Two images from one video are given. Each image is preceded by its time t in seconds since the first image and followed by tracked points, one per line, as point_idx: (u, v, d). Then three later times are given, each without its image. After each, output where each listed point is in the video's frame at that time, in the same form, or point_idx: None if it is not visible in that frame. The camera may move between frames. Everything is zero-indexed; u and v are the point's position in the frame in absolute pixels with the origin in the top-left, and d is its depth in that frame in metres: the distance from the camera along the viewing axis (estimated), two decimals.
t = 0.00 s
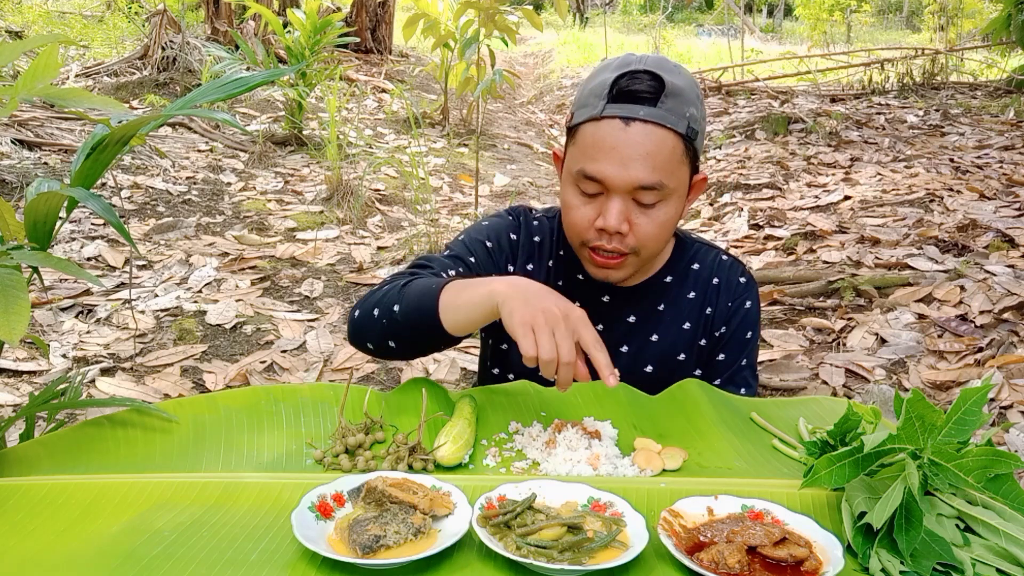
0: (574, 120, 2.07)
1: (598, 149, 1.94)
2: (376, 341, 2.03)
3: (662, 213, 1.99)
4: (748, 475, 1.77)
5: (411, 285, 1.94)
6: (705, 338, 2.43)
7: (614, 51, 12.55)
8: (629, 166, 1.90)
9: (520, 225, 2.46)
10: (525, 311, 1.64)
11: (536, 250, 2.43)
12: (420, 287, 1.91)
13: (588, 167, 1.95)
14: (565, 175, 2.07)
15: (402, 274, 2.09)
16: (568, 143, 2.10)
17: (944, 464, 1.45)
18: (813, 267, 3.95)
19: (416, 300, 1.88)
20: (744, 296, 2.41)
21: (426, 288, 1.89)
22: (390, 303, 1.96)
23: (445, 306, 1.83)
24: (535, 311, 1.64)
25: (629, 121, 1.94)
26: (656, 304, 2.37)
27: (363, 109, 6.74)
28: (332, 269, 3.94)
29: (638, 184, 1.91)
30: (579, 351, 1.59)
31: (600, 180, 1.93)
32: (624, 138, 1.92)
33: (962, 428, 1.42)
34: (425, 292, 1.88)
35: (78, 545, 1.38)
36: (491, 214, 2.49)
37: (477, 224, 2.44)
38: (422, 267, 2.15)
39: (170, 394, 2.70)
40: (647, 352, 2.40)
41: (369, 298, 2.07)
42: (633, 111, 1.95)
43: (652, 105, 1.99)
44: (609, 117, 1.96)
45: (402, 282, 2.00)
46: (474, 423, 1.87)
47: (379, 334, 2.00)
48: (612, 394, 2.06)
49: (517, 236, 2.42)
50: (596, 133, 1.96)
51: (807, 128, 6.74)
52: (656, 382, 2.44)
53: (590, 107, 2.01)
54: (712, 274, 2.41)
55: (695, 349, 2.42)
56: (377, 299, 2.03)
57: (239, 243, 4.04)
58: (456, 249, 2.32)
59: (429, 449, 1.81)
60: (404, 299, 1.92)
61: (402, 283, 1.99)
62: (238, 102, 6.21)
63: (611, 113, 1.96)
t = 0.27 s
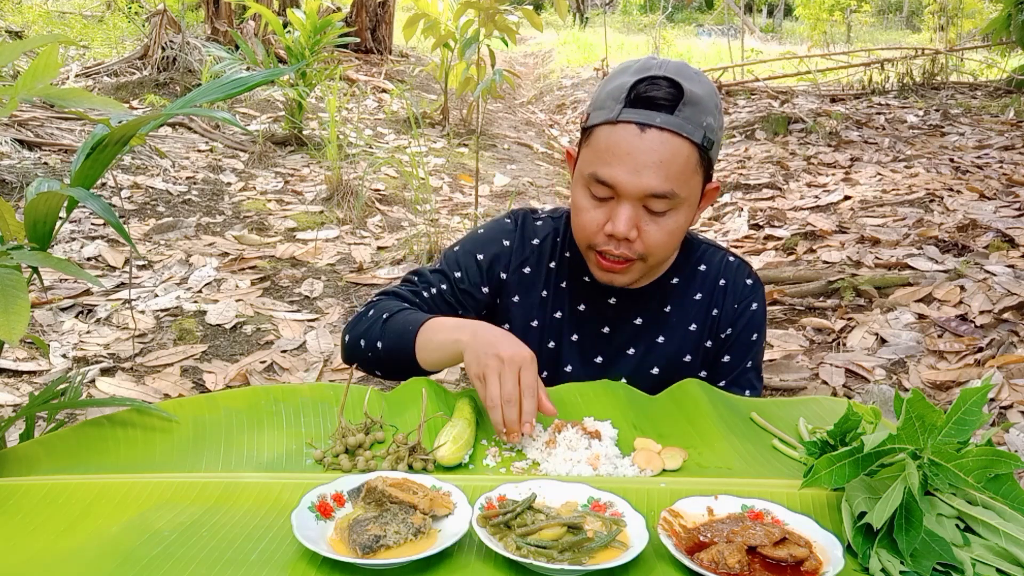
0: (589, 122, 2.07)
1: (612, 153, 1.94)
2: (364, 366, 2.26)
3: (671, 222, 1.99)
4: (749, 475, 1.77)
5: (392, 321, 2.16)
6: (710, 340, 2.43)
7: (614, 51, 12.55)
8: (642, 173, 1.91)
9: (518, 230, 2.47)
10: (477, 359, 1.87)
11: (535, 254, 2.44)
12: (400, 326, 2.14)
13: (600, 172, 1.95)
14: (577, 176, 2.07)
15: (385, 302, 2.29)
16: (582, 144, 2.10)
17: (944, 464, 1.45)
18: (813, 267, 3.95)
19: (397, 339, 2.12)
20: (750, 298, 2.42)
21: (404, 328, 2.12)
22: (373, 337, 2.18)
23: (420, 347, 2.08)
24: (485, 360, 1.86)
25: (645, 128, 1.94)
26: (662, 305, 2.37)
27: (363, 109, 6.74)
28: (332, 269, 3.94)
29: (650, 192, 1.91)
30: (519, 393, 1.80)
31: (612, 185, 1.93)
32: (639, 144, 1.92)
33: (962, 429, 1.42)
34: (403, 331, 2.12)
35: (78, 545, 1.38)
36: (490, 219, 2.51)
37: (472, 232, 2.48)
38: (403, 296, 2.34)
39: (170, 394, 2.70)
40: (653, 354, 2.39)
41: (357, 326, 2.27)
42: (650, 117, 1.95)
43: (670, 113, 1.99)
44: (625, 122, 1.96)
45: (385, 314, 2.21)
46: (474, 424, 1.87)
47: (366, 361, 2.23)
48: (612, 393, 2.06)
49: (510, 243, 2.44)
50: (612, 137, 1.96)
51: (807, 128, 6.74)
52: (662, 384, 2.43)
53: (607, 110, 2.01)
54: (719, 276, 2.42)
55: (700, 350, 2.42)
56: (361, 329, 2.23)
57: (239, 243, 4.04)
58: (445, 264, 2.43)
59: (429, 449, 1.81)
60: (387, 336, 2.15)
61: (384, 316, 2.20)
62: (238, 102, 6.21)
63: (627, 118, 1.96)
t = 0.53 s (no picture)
0: (589, 123, 2.07)
1: (614, 154, 1.94)
2: (368, 377, 2.28)
3: (673, 222, 1.99)
4: (749, 475, 1.77)
5: (396, 332, 2.19)
6: (710, 338, 2.43)
7: (614, 51, 12.55)
8: (644, 174, 1.91)
9: (518, 231, 2.48)
10: (477, 372, 1.93)
11: (534, 255, 2.44)
12: (403, 337, 2.16)
13: (602, 173, 1.95)
14: (578, 178, 2.07)
15: (387, 312, 2.31)
16: (583, 145, 2.10)
17: (944, 464, 1.45)
18: (813, 267, 3.95)
19: (401, 351, 2.14)
20: (749, 297, 2.42)
21: (406, 341, 2.15)
22: (376, 349, 2.20)
23: (422, 362, 2.10)
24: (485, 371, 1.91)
25: (647, 129, 1.94)
26: (662, 303, 2.37)
27: (363, 109, 6.74)
28: (332, 269, 3.94)
29: (652, 193, 1.91)
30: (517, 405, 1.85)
31: (613, 186, 1.93)
32: (640, 145, 1.92)
33: (962, 428, 1.42)
34: (406, 344, 2.14)
35: (78, 545, 1.38)
36: (489, 221, 2.52)
37: (472, 235, 2.49)
38: (406, 304, 2.36)
39: (170, 394, 2.70)
40: (654, 352, 2.39)
41: (361, 335, 2.29)
42: (651, 118, 1.95)
43: (671, 113, 1.99)
44: (627, 123, 1.96)
45: (387, 326, 2.23)
46: (473, 423, 1.87)
47: (370, 372, 2.24)
48: (612, 394, 2.06)
49: (510, 244, 2.45)
50: (613, 138, 1.96)
51: (807, 128, 6.74)
52: (663, 383, 2.42)
53: (608, 111, 2.01)
54: (718, 274, 2.42)
55: (701, 348, 2.42)
56: (365, 340, 2.25)
57: (239, 243, 4.04)
58: (446, 269, 2.45)
59: (429, 449, 1.81)
60: (390, 348, 2.17)
61: (387, 327, 2.22)
62: (238, 102, 6.21)
63: (628, 119, 1.96)
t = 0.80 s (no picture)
0: (591, 125, 2.07)
1: (612, 158, 1.94)
2: (371, 371, 2.27)
3: (670, 227, 1.99)
4: (749, 475, 1.77)
5: (398, 326, 2.18)
6: (711, 337, 2.42)
7: (614, 51, 12.55)
8: (640, 179, 1.91)
9: (522, 226, 2.49)
10: (475, 364, 1.91)
11: (539, 250, 2.44)
12: (404, 331, 2.16)
13: (600, 176, 1.95)
14: (577, 179, 2.07)
15: (392, 306, 2.31)
16: (584, 147, 2.10)
17: (944, 464, 1.45)
18: (813, 267, 3.95)
19: (403, 345, 2.14)
20: (751, 296, 2.42)
21: (407, 334, 2.15)
22: (379, 343, 2.20)
23: (423, 354, 2.10)
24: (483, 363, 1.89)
25: (646, 134, 1.94)
26: (664, 302, 2.37)
27: (363, 109, 6.74)
28: (332, 269, 3.94)
29: (648, 198, 1.91)
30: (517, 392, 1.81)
31: (610, 190, 1.94)
32: (638, 150, 1.92)
33: (962, 428, 1.42)
34: (407, 338, 2.14)
35: (78, 545, 1.38)
36: (493, 217, 2.53)
37: (477, 230, 2.49)
38: (409, 298, 2.36)
39: (170, 394, 2.70)
40: (654, 350, 2.39)
41: (365, 329, 2.29)
42: (650, 124, 1.95)
43: (671, 120, 1.98)
44: (626, 127, 1.96)
45: (391, 320, 2.23)
46: (474, 423, 1.87)
47: (372, 366, 2.24)
48: (612, 394, 2.06)
49: (515, 239, 2.45)
50: (612, 142, 1.96)
51: (807, 128, 6.74)
52: (663, 381, 2.42)
53: (609, 114, 2.01)
54: (720, 274, 2.42)
55: (701, 347, 2.42)
56: (368, 333, 2.25)
57: (239, 243, 4.04)
58: (450, 263, 2.45)
59: (429, 449, 1.81)
60: (391, 341, 2.17)
61: (390, 321, 2.22)
62: (238, 102, 6.21)
63: (628, 124, 1.96)
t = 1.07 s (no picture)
0: (593, 126, 2.06)
1: (618, 159, 1.94)
2: (372, 372, 2.28)
3: (678, 225, 2.00)
4: (749, 475, 1.77)
5: (398, 329, 2.18)
6: (712, 337, 2.42)
7: (614, 51, 12.56)
8: (648, 179, 1.91)
9: (523, 226, 2.49)
10: (474, 365, 1.89)
11: (539, 251, 2.44)
12: (404, 334, 2.16)
13: (606, 177, 1.95)
14: (583, 180, 2.07)
15: (393, 308, 2.31)
16: (587, 148, 2.09)
17: (944, 464, 1.45)
18: (813, 267, 3.95)
19: (403, 347, 2.14)
20: (752, 296, 2.42)
21: (407, 337, 2.15)
22: (379, 345, 2.20)
23: (422, 358, 2.10)
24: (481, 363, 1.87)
25: (651, 134, 1.94)
26: (665, 302, 2.37)
27: (363, 109, 6.74)
28: (332, 269, 3.94)
29: (656, 198, 1.92)
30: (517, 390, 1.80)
31: (617, 191, 1.93)
32: (644, 151, 1.92)
33: (962, 428, 1.42)
34: (407, 341, 2.14)
35: (78, 544, 1.38)
36: (494, 217, 2.53)
37: (477, 230, 2.49)
38: (410, 300, 2.36)
39: (170, 394, 2.70)
40: (655, 350, 2.39)
41: (366, 330, 2.29)
42: (655, 124, 1.95)
43: (675, 119, 1.98)
44: (631, 128, 1.96)
45: (391, 322, 2.23)
46: (474, 423, 1.87)
47: (372, 368, 2.24)
48: (612, 393, 2.06)
49: (515, 239, 2.45)
50: (617, 143, 1.96)
51: (807, 128, 6.74)
52: (664, 381, 2.42)
53: (612, 115, 2.01)
54: (721, 274, 2.42)
55: (702, 347, 2.42)
56: (369, 335, 2.25)
57: (239, 243, 4.04)
58: (451, 264, 2.45)
59: (429, 448, 1.81)
60: (391, 344, 2.17)
61: (390, 324, 2.22)
62: (238, 102, 6.21)
63: (632, 125, 1.96)
